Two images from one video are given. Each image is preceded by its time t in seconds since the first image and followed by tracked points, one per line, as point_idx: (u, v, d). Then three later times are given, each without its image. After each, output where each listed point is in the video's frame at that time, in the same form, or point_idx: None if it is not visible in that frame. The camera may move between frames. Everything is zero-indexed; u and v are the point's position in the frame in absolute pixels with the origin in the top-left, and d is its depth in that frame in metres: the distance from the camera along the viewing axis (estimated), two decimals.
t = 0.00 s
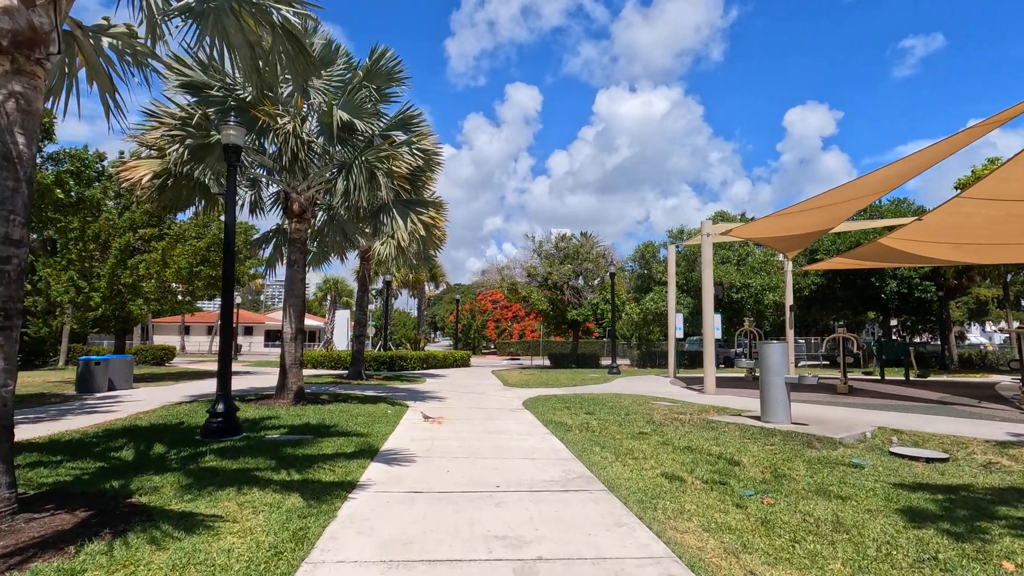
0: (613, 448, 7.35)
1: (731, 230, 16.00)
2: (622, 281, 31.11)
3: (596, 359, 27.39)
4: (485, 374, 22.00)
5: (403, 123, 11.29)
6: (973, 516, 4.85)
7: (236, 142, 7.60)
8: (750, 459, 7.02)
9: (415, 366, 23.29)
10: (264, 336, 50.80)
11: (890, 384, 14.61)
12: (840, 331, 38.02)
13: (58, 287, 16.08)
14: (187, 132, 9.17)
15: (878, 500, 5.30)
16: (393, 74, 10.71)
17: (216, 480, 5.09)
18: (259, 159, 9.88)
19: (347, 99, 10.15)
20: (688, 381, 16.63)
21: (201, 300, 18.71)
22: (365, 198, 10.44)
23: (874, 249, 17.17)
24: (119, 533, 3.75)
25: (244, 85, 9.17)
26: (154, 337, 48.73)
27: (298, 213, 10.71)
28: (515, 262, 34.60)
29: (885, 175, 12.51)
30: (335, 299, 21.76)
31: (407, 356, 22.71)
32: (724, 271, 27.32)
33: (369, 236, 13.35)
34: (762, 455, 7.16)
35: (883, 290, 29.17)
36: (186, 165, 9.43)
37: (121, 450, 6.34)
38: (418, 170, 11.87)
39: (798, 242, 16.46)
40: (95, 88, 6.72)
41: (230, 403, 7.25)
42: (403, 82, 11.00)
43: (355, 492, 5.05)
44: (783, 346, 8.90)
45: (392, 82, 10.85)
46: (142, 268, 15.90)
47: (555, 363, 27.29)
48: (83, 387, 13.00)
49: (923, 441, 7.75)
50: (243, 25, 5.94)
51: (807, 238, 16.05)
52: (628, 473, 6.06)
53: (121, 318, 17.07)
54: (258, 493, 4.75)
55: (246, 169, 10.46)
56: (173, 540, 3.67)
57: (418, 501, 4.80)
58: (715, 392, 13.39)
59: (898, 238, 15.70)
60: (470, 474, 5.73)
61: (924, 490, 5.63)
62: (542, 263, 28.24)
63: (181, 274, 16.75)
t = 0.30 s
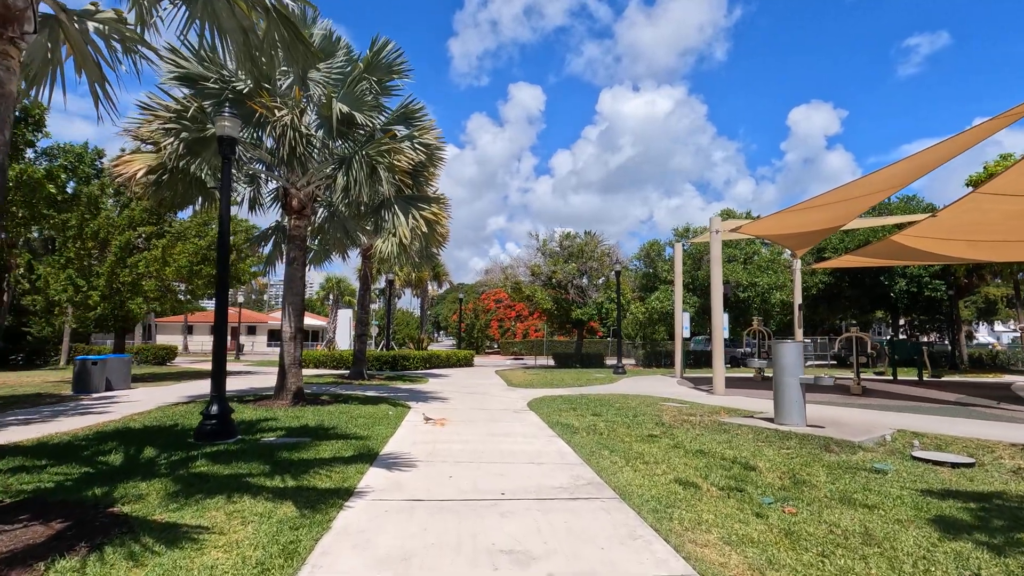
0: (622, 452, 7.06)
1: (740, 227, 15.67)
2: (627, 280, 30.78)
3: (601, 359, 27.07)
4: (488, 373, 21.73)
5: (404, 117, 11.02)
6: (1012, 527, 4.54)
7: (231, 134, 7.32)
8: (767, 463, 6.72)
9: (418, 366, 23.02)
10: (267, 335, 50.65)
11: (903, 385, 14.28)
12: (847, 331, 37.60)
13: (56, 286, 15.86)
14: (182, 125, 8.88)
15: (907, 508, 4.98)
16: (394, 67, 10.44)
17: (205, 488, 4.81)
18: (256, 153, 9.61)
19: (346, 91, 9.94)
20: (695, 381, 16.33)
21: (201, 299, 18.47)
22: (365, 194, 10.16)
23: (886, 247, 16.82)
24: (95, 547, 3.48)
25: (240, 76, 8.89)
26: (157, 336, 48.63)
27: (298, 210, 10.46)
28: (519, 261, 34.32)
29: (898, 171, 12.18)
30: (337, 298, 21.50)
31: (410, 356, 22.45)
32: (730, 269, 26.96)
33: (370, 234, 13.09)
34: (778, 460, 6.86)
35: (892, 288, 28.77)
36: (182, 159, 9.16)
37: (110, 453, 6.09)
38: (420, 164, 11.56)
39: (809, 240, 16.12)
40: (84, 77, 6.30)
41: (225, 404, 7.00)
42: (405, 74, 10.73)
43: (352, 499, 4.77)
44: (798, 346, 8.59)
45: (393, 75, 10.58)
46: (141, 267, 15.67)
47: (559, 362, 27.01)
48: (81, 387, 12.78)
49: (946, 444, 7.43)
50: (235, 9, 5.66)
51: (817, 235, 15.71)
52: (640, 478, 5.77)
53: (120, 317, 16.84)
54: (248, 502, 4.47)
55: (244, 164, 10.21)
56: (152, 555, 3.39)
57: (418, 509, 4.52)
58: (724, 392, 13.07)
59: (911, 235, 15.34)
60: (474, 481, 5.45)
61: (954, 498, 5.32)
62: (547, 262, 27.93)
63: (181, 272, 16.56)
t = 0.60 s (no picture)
0: (629, 457, 6.76)
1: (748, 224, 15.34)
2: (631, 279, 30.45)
3: (606, 360, 26.75)
4: (491, 374, 21.44)
5: (404, 112, 10.74)
6: None
7: (222, 126, 7.03)
8: (782, 470, 6.41)
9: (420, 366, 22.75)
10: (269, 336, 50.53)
11: (916, 386, 13.94)
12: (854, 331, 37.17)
13: (53, 286, 15.64)
14: (174, 119, 8.65)
15: (936, 521, 4.67)
16: (394, 60, 10.15)
17: (188, 498, 4.54)
18: (251, 148, 9.34)
19: (343, 85, 9.54)
20: (702, 382, 16.00)
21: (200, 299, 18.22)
22: (364, 190, 9.88)
23: (896, 246, 16.47)
24: (61, 566, 3.20)
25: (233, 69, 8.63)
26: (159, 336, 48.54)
27: (295, 207, 10.23)
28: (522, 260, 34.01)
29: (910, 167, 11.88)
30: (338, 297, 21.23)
31: (412, 357, 22.18)
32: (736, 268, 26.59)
33: (370, 231, 12.85)
34: (793, 466, 6.55)
35: (900, 288, 28.36)
36: (174, 154, 8.90)
37: (94, 459, 5.82)
38: (421, 160, 11.29)
39: (819, 238, 15.79)
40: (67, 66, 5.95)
41: (216, 408, 6.74)
42: (404, 68, 10.43)
43: (344, 510, 4.49)
44: (811, 347, 8.27)
45: (392, 68, 10.29)
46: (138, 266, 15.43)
47: (563, 363, 26.72)
48: (76, 388, 12.54)
49: (968, 449, 7.11)
50: None
51: (827, 233, 15.37)
52: (648, 486, 5.47)
53: (118, 317, 16.61)
54: (233, 514, 4.20)
55: (239, 160, 9.96)
56: None
57: (414, 521, 4.24)
58: (732, 394, 12.76)
59: (923, 233, 14.98)
60: (474, 490, 5.16)
61: (984, 509, 5.00)
62: (550, 261, 27.61)
63: (180, 272, 16.32)
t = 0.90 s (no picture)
0: (636, 462, 6.44)
1: (756, 220, 14.96)
2: (634, 278, 30.07)
3: (609, 360, 26.42)
4: (492, 374, 21.12)
5: (403, 105, 10.44)
6: None
7: (210, 115, 6.73)
8: (797, 476, 6.09)
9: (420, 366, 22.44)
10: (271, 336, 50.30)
11: (928, 387, 13.59)
12: (861, 330, 36.71)
13: (47, 284, 15.38)
14: (164, 110, 8.35)
15: (967, 533, 4.33)
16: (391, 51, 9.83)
17: (165, 508, 4.24)
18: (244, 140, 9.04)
19: (339, 75, 9.28)
20: (708, 383, 15.64)
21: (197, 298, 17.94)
22: (361, 184, 9.58)
23: (907, 243, 16.10)
24: None
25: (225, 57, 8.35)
26: (161, 336, 48.36)
27: (290, 202, 9.96)
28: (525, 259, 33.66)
29: (917, 166, 11.60)
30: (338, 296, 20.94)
31: (412, 356, 21.88)
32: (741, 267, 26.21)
33: (369, 228, 12.57)
34: (808, 472, 6.22)
35: (908, 287, 27.93)
36: (163, 146, 8.60)
37: (72, 464, 5.52)
38: (419, 154, 10.99)
39: (829, 235, 15.49)
40: (46, 52, 5.63)
41: (203, 410, 6.45)
42: (402, 59, 10.12)
43: (332, 520, 4.18)
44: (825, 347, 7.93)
45: (390, 59, 9.97)
46: (133, 264, 15.16)
47: (565, 363, 26.39)
48: (68, 389, 12.26)
49: (992, 454, 6.76)
50: None
51: (836, 230, 15.02)
52: (657, 494, 5.15)
53: (114, 316, 16.35)
54: (212, 526, 3.90)
55: (232, 154, 9.67)
56: None
57: (407, 534, 3.92)
58: (740, 394, 12.42)
59: (935, 230, 14.61)
60: (472, 498, 4.84)
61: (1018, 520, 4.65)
62: (552, 260, 27.26)
63: (176, 271, 16.04)
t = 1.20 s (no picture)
0: (644, 469, 6.12)
1: (764, 218, 14.64)
2: (637, 278, 29.70)
3: (612, 360, 26.07)
4: (494, 374, 20.80)
5: (401, 98, 10.13)
6: None
7: (196, 105, 6.41)
8: (815, 484, 5.74)
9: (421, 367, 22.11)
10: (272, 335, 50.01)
11: (942, 388, 13.22)
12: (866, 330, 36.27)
13: (40, 283, 15.09)
14: (152, 101, 8.03)
15: (1008, 550, 3.98)
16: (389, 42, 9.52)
17: (138, 522, 3.92)
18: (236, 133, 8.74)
19: (335, 66, 8.96)
20: (715, 383, 15.28)
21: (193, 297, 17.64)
22: (358, 179, 9.27)
23: (918, 240, 15.73)
24: None
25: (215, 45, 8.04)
26: (162, 336, 48.13)
27: (285, 198, 9.66)
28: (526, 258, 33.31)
29: (918, 166, 11.42)
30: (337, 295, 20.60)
31: (413, 357, 21.56)
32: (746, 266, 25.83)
33: (368, 225, 12.27)
34: (826, 479, 5.88)
35: (915, 286, 27.52)
36: (152, 139, 8.29)
37: (47, 472, 5.21)
38: (418, 148, 10.69)
39: (836, 233, 15.26)
40: (21, 36, 5.31)
41: (188, 413, 6.14)
42: (400, 49, 9.81)
43: (319, 535, 3.86)
44: (840, 348, 7.59)
45: (388, 50, 9.65)
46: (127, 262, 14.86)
47: (568, 363, 26.04)
48: (59, 390, 11.97)
49: (1018, 460, 6.42)
50: None
51: (846, 227, 14.69)
52: (668, 505, 4.82)
53: (109, 315, 16.06)
54: (187, 542, 3.58)
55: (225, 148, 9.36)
56: None
57: (399, 552, 3.60)
58: (749, 396, 12.06)
59: (947, 227, 14.25)
60: (470, 510, 4.52)
61: None
62: (555, 259, 26.89)
63: (171, 269, 15.73)
